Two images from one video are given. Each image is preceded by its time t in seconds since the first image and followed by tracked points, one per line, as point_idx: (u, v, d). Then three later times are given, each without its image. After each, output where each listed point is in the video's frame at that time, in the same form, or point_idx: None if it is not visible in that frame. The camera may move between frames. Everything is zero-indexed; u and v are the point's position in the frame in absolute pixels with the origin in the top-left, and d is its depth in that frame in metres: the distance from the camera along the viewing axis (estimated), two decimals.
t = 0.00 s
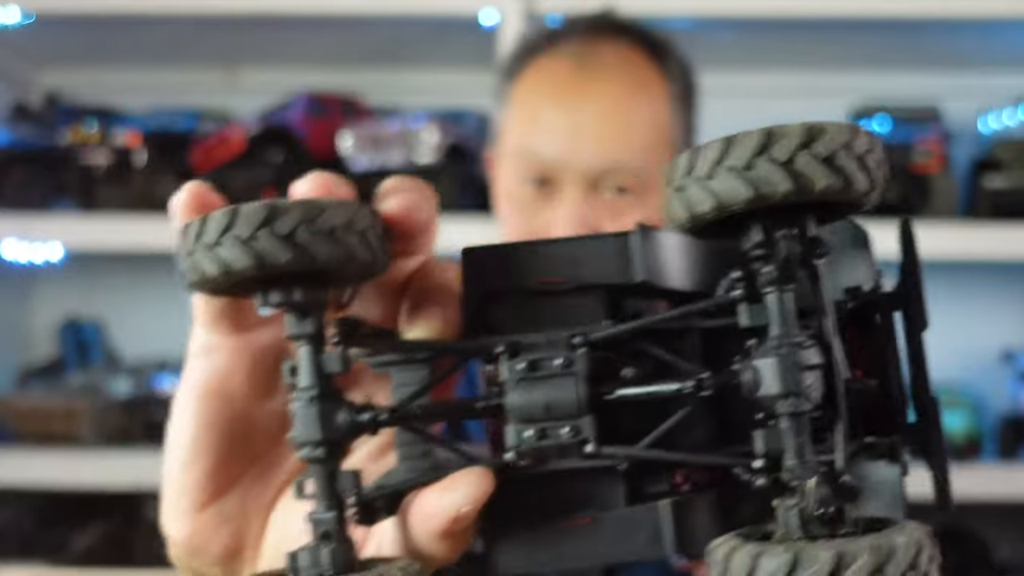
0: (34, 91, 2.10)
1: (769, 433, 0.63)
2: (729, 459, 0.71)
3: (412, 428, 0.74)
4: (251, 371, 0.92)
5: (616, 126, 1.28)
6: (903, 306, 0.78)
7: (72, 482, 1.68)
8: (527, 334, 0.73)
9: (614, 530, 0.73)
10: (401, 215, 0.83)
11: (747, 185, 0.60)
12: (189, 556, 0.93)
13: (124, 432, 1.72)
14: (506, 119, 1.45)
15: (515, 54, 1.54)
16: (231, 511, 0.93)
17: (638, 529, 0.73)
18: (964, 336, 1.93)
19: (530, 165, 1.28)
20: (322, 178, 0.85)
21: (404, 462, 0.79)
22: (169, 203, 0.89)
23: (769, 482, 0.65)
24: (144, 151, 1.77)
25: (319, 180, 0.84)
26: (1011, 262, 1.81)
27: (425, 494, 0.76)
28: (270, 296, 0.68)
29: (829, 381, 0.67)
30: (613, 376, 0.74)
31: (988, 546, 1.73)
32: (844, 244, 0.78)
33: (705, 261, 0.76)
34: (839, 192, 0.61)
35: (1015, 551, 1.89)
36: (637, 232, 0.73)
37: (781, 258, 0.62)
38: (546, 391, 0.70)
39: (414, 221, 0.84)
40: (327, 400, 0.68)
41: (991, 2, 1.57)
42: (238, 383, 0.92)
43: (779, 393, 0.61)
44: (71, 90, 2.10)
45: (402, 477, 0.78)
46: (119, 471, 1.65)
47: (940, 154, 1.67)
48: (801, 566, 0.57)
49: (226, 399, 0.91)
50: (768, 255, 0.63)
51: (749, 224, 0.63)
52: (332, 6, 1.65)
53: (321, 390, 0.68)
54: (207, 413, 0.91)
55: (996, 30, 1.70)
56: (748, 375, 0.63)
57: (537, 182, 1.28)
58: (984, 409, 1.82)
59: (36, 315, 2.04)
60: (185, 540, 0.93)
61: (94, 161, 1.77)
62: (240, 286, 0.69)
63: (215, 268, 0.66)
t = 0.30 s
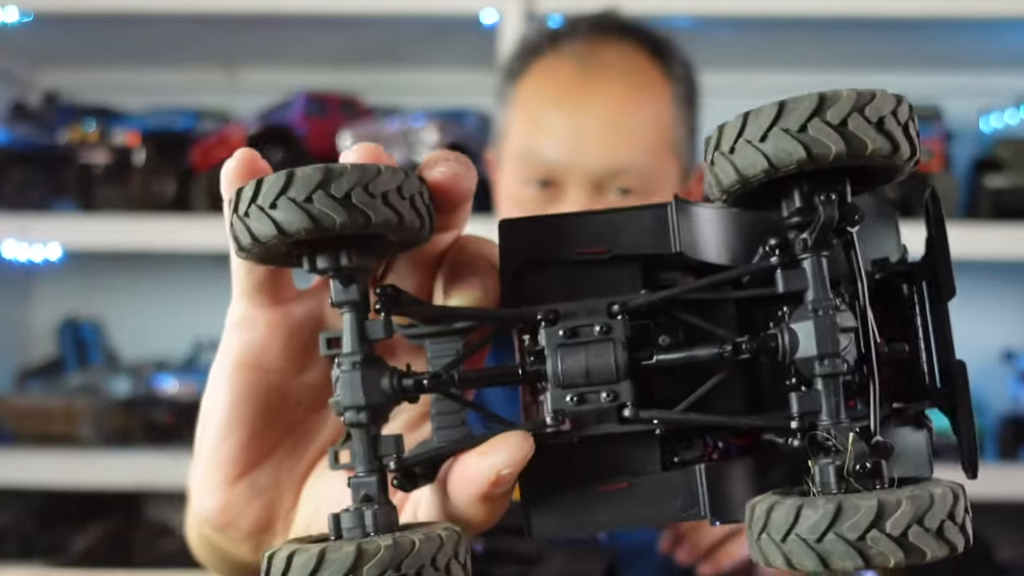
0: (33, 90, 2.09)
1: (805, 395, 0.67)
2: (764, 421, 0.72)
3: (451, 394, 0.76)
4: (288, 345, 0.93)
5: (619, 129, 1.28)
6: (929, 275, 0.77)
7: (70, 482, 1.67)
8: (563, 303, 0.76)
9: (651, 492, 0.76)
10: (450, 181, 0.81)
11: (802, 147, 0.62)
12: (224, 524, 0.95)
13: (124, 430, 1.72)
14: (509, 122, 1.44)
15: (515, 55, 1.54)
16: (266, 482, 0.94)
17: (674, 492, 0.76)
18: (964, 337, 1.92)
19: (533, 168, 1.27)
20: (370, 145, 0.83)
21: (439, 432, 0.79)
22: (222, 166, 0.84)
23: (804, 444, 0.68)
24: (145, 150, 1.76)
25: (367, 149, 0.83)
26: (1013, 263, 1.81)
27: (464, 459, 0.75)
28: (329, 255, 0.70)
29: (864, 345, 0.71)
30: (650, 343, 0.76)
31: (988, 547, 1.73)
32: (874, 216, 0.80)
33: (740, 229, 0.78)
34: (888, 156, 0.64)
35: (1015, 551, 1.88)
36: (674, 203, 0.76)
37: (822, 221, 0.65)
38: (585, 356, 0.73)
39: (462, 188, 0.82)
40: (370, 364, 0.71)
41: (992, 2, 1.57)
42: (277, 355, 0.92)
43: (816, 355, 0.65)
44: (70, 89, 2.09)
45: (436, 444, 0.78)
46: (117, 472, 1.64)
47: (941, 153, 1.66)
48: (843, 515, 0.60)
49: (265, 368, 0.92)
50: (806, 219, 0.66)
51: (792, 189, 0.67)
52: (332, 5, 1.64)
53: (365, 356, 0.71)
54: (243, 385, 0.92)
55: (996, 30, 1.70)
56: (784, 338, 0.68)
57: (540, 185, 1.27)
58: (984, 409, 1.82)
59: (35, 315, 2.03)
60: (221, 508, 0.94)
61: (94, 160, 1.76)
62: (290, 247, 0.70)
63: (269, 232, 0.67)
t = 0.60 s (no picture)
0: (33, 90, 2.08)
1: (770, 392, 0.66)
2: (730, 418, 0.70)
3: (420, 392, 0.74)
4: (263, 344, 0.91)
5: (618, 129, 1.27)
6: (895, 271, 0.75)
7: (68, 482, 1.66)
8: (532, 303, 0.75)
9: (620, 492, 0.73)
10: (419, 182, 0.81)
11: (759, 146, 0.62)
12: (202, 524, 0.92)
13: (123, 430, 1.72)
14: (509, 122, 1.44)
15: (515, 55, 1.54)
16: (241, 482, 0.92)
17: (642, 491, 0.72)
18: (964, 337, 1.92)
19: (533, 169, 1.26)
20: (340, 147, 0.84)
21: (412, 431, 0.78)
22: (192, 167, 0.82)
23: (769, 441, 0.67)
24: (143, 150, 1.76)
25: (337, 150, 0.84)
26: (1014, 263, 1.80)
27: (432, 456, 0.74)
28: (297, 254, 0.70)
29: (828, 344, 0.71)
30: (618, 342, 0.75)
31: (989, 547, 1.73)
32: (840, 216, 0.80)
33: (707, 228, 0.77)
34: (846, 155, 0.63)
35: (1016, 552, 1.88)
36: (641, 204, 0.75)
37: (783, 219, 0.64)
38: (552, 354, 0.72)
39: (431, 190, 0.82)
40: (339, 363, 0.70)
41: (993, 2, 1.57)
42: (252, 354, 0.90)
43: (779, 352, 0.65)
44: (70, 89, 2.09)
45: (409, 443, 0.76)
46: (116, 472, 1.64)
47: (941, 152, 1.66)
48: (800, 511, 0.59)
49: (241, 368, 0.90)
50: (768, 218, 0.66)
51: (753, 188, 0.66)
52: (332, 5, 1.64)
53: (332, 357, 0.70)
54: (218, 384, 0.90)
55: (996, 30, 1.70)
56: (748, 337, 0.67)
57: (540, 187, 1.26)
58: (985, 409, 1.81)
59: (35, 315, 2.03)
60: (197, 508, 0.92)
61: (94, 159, 1.77)
62: (257, 247, 0.70)
63: (234, 232, 0.67)
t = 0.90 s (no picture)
0: (33, 90, 2.08)
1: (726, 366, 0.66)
2: (689, 393, 0.70)
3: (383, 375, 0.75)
4: (230, 334, 0.92)
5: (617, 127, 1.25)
6: (855, 247, 0.75)
7: (67, 481, 1.66)
8: (495, 283, 0.75)
9: (582, 469, 0.73)
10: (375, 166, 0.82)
11: (705, 119, 0.62)
12: (171, 510, 0.95)
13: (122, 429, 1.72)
14: (507, 122, 1.45)
15: (513, 54, 1.54)
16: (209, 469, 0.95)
17: (604, 467, 0.72)
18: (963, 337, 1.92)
19: (530, 170, 1.27)
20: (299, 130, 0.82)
21: (378, 414, 0.80)
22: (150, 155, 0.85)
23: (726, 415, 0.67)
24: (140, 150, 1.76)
25: (294, 132, 0.81)
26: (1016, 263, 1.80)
27: (396, 437, 0.75)
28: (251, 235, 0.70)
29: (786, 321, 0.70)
30: (579, 321, 0.75)
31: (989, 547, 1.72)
32: (801, 191, 0.78)
33: (665, 205, 0.77)
34: (794, 125, 0.62)
35: (1016, 553, 1.87)
36: (600, 182, 0.74)
37: (735, 192, 0.64)
38: (511, 334, 0.72)
39: (389, 172, 0.83)
40: (299, 345, 0.71)
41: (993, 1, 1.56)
42: (219, 344, 0.92)
43: (734, 326, 0.64)
44: (71, 88, 2.09)
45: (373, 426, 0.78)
46: (114, 472, 1.64)
47: (942, 152, 1.66)
48: (751, 481, 0.59)
49: (208, 357, 0.92)
50: (723, 191, 0.65)
51: (705, 162, 0.66)
52: (330, 5, 1.64)
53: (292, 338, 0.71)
54: (185, 374, 0.91)
55: (996, 31, 1.70)
56: (704, 312, 0.67)
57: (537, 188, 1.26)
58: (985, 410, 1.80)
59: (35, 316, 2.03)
60: (167, 494, 0.95)
61: (92, 159, 1.76)
62: (217, 228, 0.70)
63: (190, 213, 0.67)
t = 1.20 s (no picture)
0: (33, 91, 2.09)
1: (640, 397, 0.65)
2: (603, 423, 0.69)
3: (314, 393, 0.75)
4: (172, 346, 0.92)
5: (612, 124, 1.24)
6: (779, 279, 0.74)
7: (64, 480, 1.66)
8: (422, 306, 0.75)
9: (497, 493, 0.73)
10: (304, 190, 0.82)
11: (612, 154, 0.61)
12: (113, 517, 0.94)
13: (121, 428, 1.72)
14: (504, 120, 1.45)
15: (512, 52, 1.54)
16: (150, 478, 0.94)
17: (518, 496, 0.72)
18: (964, 337, 1.90)
19: (526, 167, 1.28)
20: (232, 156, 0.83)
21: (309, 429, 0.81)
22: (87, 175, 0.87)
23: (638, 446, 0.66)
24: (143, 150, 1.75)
25: (225, 156, 0.83)
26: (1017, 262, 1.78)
27: (316, 457, 0.78)
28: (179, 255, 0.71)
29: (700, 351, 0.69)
30: (502, 346, 0.74)
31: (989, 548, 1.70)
32: (726, 221, 0.78)
33: (588, 234, 0.78)
34: (703, 162, 0.62)
35: (1017, 554, 1.84)
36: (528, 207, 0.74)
37: (646, 225, 0.64)
38: (433, 358, 0.71)
39: (317, 196, 0.82)
40: (227, 362, 0.72)
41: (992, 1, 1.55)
42: (160, 356, 0.92)
43: (646, 357, 0.63)
44: (73, 89, 2.10)
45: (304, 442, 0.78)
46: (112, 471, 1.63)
47: (942, 153, 1.62)
48: (645, 515, 0.58)
49: (149, 368, 0.92)
50: (638, 224, 0.64)
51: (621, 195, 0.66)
52: (329, 5, 1.64)
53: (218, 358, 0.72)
54: (128, 384, 0.91)
55: (998, 31, 1.68)
56: (619, 342, 0.65)
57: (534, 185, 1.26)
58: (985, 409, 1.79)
59: (34, 315, 2.04)
60: (108, 503, 0.94)
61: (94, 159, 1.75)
62: (146, 248, 0.71)
63: (116, 235, 0.68)
